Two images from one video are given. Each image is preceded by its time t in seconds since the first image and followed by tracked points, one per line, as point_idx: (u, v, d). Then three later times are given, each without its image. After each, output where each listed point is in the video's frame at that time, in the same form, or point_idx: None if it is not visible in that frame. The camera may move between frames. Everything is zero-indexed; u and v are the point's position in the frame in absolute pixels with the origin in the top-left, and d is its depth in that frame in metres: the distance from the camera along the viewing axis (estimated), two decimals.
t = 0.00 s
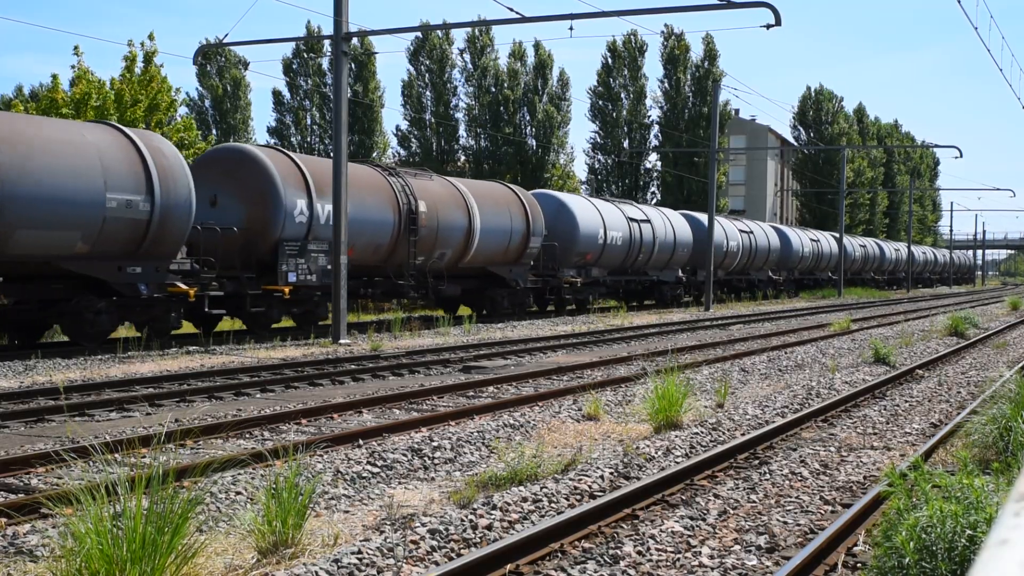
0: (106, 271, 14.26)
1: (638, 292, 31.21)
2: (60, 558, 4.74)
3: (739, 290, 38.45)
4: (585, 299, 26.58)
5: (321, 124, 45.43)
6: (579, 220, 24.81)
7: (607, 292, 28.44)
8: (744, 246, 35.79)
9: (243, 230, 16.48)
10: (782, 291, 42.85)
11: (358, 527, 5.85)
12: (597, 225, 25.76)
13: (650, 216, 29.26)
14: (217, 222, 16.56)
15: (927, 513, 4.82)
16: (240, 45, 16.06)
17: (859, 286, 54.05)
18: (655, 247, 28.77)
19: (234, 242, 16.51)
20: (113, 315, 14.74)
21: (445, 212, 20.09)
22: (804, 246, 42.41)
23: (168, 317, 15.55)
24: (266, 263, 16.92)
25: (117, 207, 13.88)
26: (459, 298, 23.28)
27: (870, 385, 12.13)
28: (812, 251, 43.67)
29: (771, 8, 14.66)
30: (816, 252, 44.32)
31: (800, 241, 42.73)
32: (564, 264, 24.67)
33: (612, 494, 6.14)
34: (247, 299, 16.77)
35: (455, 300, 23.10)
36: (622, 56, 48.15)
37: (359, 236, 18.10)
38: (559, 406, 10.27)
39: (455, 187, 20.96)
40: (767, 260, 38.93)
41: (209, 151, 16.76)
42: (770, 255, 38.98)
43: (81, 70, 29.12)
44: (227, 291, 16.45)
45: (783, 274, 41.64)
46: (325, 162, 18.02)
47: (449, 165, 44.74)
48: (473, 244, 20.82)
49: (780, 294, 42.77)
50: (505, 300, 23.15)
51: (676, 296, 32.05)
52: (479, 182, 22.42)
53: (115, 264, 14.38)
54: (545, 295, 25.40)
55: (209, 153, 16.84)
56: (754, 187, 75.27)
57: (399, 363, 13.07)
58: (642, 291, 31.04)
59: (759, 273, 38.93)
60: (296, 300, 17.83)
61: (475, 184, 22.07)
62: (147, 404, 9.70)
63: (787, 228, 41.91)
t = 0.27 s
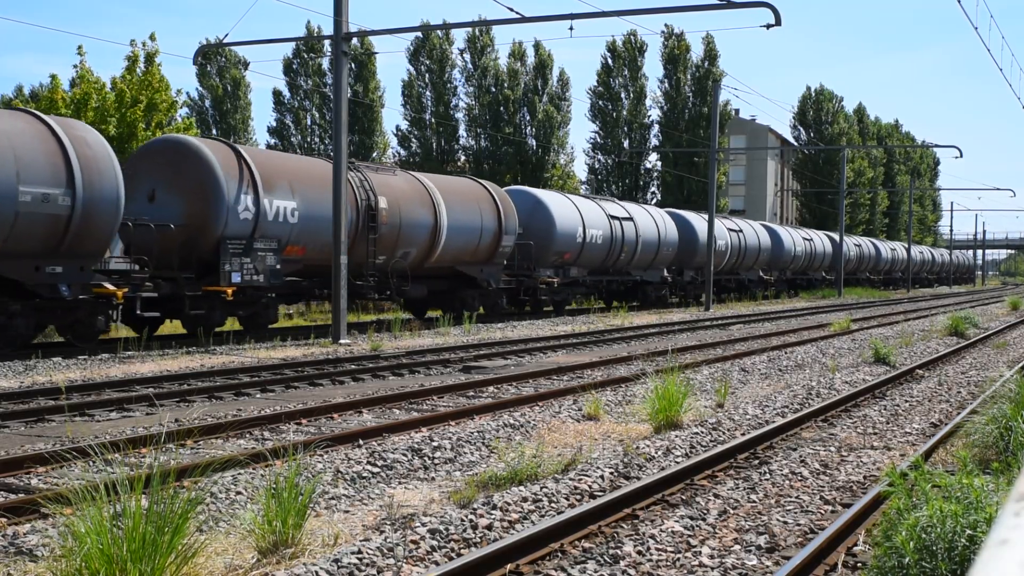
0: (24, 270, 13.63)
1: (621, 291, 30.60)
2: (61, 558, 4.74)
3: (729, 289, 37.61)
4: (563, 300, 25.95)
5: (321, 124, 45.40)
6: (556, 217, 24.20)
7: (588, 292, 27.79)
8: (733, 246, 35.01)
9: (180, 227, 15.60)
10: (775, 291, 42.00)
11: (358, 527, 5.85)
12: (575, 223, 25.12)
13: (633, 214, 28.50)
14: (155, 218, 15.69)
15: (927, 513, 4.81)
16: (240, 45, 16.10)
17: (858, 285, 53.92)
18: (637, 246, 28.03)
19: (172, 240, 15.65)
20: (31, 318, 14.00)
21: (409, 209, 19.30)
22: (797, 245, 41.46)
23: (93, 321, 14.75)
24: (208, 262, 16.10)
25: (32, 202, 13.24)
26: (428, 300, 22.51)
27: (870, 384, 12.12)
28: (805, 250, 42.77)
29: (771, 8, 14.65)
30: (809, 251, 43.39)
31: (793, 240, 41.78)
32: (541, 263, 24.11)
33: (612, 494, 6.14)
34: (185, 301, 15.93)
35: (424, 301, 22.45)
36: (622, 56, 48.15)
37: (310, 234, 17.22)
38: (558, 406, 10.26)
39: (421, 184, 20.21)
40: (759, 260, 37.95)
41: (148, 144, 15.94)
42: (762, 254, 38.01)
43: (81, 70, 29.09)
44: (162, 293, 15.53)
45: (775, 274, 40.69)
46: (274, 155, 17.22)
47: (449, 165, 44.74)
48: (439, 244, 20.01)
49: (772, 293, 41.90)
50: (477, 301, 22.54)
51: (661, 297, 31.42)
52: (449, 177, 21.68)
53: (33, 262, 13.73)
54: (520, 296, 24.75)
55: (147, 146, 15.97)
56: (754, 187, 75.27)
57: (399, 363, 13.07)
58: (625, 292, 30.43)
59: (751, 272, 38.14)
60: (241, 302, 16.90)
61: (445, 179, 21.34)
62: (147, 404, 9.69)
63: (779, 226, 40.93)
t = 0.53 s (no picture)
0: None
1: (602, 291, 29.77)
2: (60, 558, 4.74)
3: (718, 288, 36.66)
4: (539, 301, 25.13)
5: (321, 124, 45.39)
6: (531, 215, 23.35)
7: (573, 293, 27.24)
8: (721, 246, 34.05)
9: (110, 224, 14.50)
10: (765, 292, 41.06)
11: (358, 527, 5.85)
12: (552, 221, 24.27)
13: (613, 212, 27.56)
14: (84, 215, 14.64)
15: (927, 513, 4.82)
16: (240, 45, 16.08)
17: (857, 286, 53.84)
18: (618, 246, 27.14)
19: (102, 238, 14.55)
20: None
21: (367, 205, 18.17)
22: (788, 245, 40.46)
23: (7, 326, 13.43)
24: (142, 262, 14.94)
25: None
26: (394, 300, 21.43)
27: (870, 384, 12.14)
28: (797, 250, 41.80)
29: (771, 8, 14.65)
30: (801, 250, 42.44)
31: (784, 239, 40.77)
32: (515, 263, 23.29)
33: (612, 494, 6.14)
34: (115, 304, 14.69)
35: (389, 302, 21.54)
36: (622, 57, 48.16)
37: (256, 230, 16.08)
38: (559, 406, 10.27)
39: (384, 177, 19.04)
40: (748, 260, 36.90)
41: (77, 135, 14.95)
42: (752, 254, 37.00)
43: (80, 69, 29.09)
44: (87, 294, 14.33)
45: (765, 274, 39.68)
46: (219, 147, 16.11)
47: (449, 165, 44.77)
48: (402, 243, 18.85)
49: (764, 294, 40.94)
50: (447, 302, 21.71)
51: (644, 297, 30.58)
52: (416, 172, 20.52)
53: None
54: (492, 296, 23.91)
55: (78, 137, 14.94)
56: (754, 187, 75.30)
57: (399, 363, 13.08)
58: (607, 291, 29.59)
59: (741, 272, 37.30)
60: (179, 304, 15.67)
61: (411, 174, 20.19)
62: (147, 404, 9.69)
63: (769, 225, 39.90)
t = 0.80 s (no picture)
0: None
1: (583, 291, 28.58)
2: (60, 558, 4.74)
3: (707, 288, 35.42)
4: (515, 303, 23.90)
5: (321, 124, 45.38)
6: (504, 212, 22.21)
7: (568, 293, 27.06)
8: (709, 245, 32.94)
9: (30, 219, 13.29)
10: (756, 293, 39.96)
11: (358, 527, 5.85)
12: (528, 219, 23.14)
13: (595, 209, 26.44)
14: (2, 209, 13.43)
15: (927, 513, 4.82)
16: (240, 45, 16.01)
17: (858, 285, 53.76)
18: (598, 245, 26.00)
19: (21, 235, 13.35)
20: None
21: (322, 203, 17.35)
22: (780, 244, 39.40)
23: None
24: (65, 261, 13.77)
25: None
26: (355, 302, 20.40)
27: (870, 385, 12.13)
28: (789, 250, 40.76)
29: (771, 8, 14.65)
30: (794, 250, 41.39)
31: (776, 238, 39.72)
32: (487, 263, 22.17)
33: (612, 494, 6.14)
34: (33, 305, 13.62)
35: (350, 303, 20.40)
36: (622, 57, 48.15)
37: (195, 228, 14.88)
38: (559, 406, 10.27)
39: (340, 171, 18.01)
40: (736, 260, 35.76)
41: None
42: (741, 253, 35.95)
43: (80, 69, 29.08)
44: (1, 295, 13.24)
45: (756, 275, 38.61)
46: (157, 136, 14.89)
47: (449, 165, 44.80)
48: (362, 240, 17.96)
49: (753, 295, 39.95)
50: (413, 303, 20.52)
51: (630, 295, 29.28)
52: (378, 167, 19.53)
53: None
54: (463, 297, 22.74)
55: None
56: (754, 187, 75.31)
57: (399, 363, 13.08)
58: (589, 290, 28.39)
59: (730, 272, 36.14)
60: (109, 306, 14.52)
61: (373, 169, 19.20)
62: (147, 404, 9.70)
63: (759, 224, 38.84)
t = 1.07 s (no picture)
0: None
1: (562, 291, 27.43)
2: (60, 558, 4.74)
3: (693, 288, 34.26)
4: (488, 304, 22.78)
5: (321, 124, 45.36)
6: (475, 210, 21.09)
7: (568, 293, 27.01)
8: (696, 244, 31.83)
9: None
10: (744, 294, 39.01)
11: (358, 527, 5.85)
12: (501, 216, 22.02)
13: (573, 206, 25.31)
14: None
15: (927, 513, 4.81)
16: (240, 45, 16.07)
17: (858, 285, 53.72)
18: (577, 244, 24.87)
19: None
20: None
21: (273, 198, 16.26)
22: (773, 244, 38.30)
23: None
24: None
25: None
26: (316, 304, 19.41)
27: (870, 385, 12.13)
28: (783, 249, 39.65)
29: (772, 8, 14.65)
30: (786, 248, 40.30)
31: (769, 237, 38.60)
32: (455, 262, 21.09)
33: (612, 494, 6.14)
34: None
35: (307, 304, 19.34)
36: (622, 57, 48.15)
37: (126, 223, 13.89)
38: (559, 406, 10.28)
39: (291, 164, 16.96)
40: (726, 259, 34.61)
41: None
42: (732, 251, 34.79)
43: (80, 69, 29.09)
44: None
45: (746, 274, 37.50)
46: (85, 126, 13.92)
47: (449, 165, 44.82)
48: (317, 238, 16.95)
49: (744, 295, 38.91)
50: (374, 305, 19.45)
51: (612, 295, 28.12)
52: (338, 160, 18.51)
53: None
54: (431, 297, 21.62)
55: None
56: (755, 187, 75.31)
57: (399, 363, 13.08)
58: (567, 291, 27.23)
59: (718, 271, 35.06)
60: (29, 307, 13.57)
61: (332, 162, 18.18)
62: (146, 404, 9.70)
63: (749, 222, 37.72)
